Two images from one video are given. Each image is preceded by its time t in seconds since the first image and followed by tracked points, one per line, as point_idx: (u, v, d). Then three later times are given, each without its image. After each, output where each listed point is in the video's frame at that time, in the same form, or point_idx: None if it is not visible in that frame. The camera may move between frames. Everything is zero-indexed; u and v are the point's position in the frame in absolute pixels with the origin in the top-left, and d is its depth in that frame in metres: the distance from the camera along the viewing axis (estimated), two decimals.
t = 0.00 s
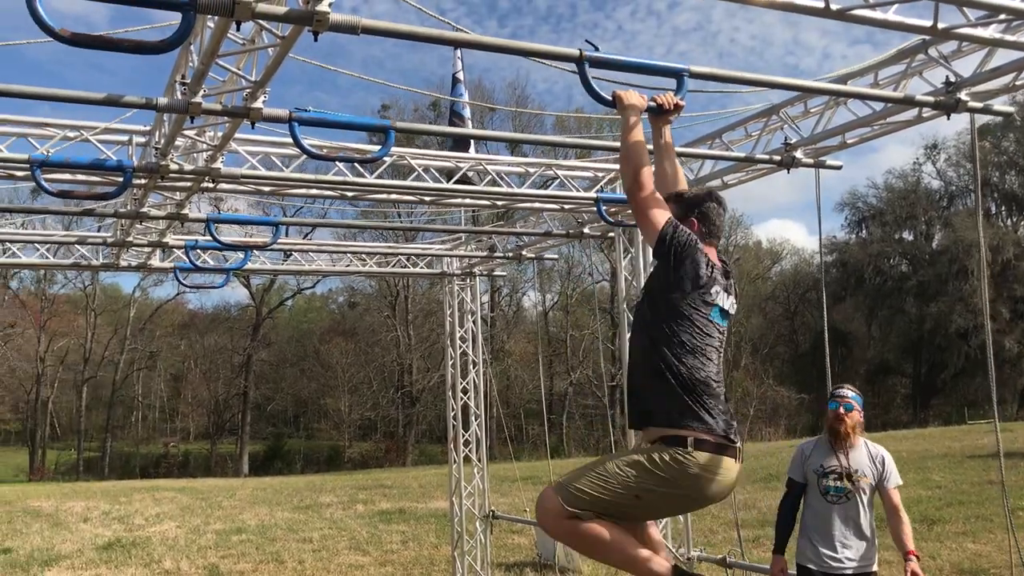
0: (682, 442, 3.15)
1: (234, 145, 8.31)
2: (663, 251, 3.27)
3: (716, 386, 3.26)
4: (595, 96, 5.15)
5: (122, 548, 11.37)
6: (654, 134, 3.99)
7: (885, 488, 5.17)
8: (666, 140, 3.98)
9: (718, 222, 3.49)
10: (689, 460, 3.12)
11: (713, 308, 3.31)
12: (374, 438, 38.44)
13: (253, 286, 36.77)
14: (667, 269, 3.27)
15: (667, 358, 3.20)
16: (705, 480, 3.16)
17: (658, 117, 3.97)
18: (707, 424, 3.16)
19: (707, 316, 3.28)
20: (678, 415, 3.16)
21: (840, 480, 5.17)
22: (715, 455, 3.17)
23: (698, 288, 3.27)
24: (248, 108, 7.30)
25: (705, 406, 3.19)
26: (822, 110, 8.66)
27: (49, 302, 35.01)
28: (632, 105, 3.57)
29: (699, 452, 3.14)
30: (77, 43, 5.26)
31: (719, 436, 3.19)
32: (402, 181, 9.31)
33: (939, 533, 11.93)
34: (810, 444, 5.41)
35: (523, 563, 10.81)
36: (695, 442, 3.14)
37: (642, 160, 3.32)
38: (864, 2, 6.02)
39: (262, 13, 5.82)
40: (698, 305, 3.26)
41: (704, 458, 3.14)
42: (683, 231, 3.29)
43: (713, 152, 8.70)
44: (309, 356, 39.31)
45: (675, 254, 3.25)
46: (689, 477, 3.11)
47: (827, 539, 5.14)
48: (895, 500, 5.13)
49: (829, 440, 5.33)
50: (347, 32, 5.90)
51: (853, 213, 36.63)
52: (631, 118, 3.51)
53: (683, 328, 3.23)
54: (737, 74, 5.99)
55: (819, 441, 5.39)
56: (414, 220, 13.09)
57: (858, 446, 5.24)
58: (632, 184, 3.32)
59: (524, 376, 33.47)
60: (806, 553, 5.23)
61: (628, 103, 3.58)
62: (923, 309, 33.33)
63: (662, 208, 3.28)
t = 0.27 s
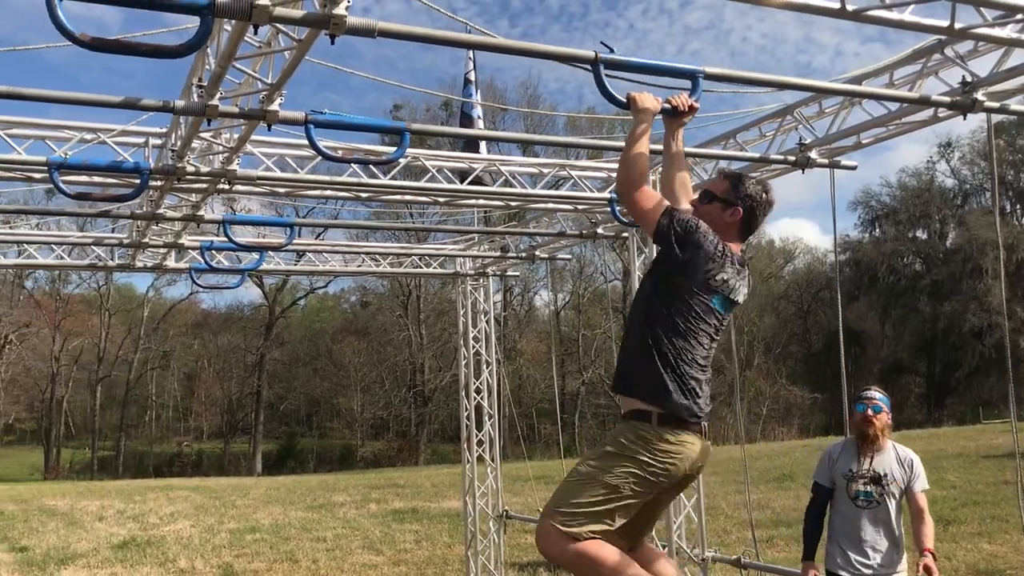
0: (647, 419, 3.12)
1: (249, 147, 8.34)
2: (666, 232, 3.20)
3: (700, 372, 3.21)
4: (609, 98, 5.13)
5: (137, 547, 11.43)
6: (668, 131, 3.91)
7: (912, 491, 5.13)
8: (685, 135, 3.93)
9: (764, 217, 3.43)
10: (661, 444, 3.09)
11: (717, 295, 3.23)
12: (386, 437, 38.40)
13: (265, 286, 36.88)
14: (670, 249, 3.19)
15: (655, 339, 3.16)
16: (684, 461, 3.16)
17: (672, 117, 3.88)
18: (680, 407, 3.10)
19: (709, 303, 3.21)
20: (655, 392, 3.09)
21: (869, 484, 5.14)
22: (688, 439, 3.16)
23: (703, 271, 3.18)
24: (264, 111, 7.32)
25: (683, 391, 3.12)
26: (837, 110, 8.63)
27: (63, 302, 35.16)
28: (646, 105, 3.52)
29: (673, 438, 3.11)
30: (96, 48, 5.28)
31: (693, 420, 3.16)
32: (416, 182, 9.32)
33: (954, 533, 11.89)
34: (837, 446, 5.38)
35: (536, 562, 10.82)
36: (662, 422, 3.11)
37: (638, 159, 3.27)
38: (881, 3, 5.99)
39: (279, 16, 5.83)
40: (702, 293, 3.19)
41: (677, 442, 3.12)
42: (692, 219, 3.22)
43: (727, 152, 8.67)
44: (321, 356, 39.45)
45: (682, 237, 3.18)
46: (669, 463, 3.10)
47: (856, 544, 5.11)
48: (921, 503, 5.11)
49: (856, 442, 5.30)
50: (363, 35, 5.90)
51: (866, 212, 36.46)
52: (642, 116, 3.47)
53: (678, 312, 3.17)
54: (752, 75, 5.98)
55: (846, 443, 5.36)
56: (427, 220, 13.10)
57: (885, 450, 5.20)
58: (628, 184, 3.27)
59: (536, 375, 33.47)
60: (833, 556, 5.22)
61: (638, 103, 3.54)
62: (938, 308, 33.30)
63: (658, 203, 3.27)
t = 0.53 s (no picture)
0: (623, 412, 3.29)
1: (266, 147, 8.38)
2: (659, 236, 3.27)
3: (679, 372, 3.37)
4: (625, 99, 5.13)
5: (153, 546, 11.49)
6: (681, 131, 3.94)
7: (938, 490, 5.15)
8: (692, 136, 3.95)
9: (759, 224, 3.50)
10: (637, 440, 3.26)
11: (705, 299, 3.34)
12: (398, 436, 38.42)
13: (278, 286, 36.96)
14: (664, 252, 3.27)
15: (639, 338, 3.32)
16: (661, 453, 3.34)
17: (687, 118, 3.94)
18: (656, 405, 3.26)
19: (696, 309, 3.34)
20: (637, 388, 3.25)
21: (896, 488, 5.10)
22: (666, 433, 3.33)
23: (692, 276, 3.28)
24: (282, 112, 7.34)
25: (658, 390, 3.28)
26: (854, 109, 8.59)
27: (78, 301, 35.25)
28: (660, 108, 3.51)
29: (648, 432, 3.27)
30: (118, 50, 5.30)
31: (670, 417, 3.33)
32: (432, 182, 9.32)
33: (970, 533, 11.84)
34: (858, 452, 5.30)
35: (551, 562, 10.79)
36: (637, 418, 3.26)
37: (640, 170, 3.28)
38: (899, 1, 5.96)
39: (299, 18, 5.84)
40: (691, 300, 3.32)
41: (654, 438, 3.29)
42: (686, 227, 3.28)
43: (744, 151, 8.65)
44: (335, 355, 39.57)
45: (675, 241, 3.26)
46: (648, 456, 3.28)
47: (885, 552, 5.04)
48: (947, 501, 5.15)
49: (877, 447, 5.24)
50: (382, 36, 5.90)
51: (879, 211, 36.28)
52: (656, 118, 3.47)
53: (665, 315, 3.31)
54: (770, 75, 5.96)
55: (866, 448, 5.29)
56: (440, 219, 13.12)
57: (908, 451, 5.18)
58: (624, 190, 3.29)
59: (549, 374, 33.46)
60: (864, 566, 5.12)
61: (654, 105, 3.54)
62: (951, 306, 33.13)
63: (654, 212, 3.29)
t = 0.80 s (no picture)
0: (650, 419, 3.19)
1: (280, 147, 8.41)
2: (667, 239, 3.26)
3: (702, 378, 3.28)
4: (637, 98, 5.12)
5: (167, 544, 11.55)
6: (693, 131, 3.91)
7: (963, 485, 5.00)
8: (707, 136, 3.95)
9: (767, 228, 3.49)
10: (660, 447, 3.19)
11: (717, 302, 3.28)
12: (411, 435, 38.45)
13: (291, 286, 37.04)
14: (671, 255, 3.25)
15: (659, 349, 3.24)
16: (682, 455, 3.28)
17: (698, 118, 3.88)
18: (680, 412, 3.18)
19: (709, 311, 3.27)
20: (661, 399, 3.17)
21: (913, 486, 5.02)
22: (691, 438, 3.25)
23: (701, 279, 3.23)
24: (295, 112, 7.37)
25: (682, 397, 3.20)
26: (867, 107, 8.56)
27: (92, 301, 35.35)
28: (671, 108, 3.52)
29: (673, 442, 3.19)
30: (133, 50, 5.32)
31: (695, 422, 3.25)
32: (444, 181, 9.33)
33: (985, 533, 11.78)
34: (876, 452, 5.26)
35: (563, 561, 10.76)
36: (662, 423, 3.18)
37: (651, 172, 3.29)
38: None
39: (313, 19, 5.87)
40: (703, 301, 3.25)
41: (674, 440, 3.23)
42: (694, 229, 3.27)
43: (757, 149, 8.62)
44: (347, 355, 39.70)
45: (683, 244, 3.24)
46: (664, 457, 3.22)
47: (904, 552, 4.95)
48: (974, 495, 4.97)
49: (895, 446, 5.19)
50: (395, 36, 5.91)
51: (893, 209, 36.11)
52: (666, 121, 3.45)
53: (679, 322, 3.23)
54: (785, 73, 5.94)
55: (885, 448, 5.24)
56: (451, 218, 13.15)
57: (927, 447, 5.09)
58: (635, 191, 3.31)
59: (560, 374, 33.42)
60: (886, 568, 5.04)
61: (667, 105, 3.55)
62: (965, 305, 32.97)
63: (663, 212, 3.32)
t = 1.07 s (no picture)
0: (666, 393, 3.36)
1: (288, 147, 8.42)
2: (697, 212, 3.18)
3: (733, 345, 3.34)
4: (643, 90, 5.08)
5: (177, 544, 11.59)
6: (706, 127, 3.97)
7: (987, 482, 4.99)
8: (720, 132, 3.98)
9: (788, 173, 3.44)
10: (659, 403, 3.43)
11: (755, 269, 3.23)
12: (421, 435, 38.48)
13: (301, 286, 37.09)
14: (704, 230, 3.16)
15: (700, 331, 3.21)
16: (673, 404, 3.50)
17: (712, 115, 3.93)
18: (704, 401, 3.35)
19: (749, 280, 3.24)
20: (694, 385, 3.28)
21: (933, 486, 5.07)
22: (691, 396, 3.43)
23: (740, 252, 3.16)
24: (303, 111, 7.38)
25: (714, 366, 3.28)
26: (877, 104, 8.51)
27: (104, 301, 35.48)
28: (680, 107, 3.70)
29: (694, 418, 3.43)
30: (140, 51, 5.35)
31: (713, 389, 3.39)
32: (452, 181, 9.32)
33: (999, 533, 11.68)
34: (901, 450, 5.30)
35: (573, 560, 10.71)
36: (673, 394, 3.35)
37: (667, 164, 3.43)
38: None
39: (320, 18, 5.88)
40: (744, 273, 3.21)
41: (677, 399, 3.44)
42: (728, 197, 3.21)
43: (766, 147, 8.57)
44: (357, 354, 39.80)
45: (722, 218, 3.12)
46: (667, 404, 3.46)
47: (920, 552, 5.09)
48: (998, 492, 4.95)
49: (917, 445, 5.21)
50: (402, 35, 5.91)
51: (904, 207, 35.88)
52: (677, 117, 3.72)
53: (721, 298, 3.18)
54: (794, 71, 5.91)
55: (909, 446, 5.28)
56: (460, 218, 13.15)
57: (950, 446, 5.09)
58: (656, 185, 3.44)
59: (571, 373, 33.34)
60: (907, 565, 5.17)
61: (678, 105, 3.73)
62: (978, 303, 32.72)
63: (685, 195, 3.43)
